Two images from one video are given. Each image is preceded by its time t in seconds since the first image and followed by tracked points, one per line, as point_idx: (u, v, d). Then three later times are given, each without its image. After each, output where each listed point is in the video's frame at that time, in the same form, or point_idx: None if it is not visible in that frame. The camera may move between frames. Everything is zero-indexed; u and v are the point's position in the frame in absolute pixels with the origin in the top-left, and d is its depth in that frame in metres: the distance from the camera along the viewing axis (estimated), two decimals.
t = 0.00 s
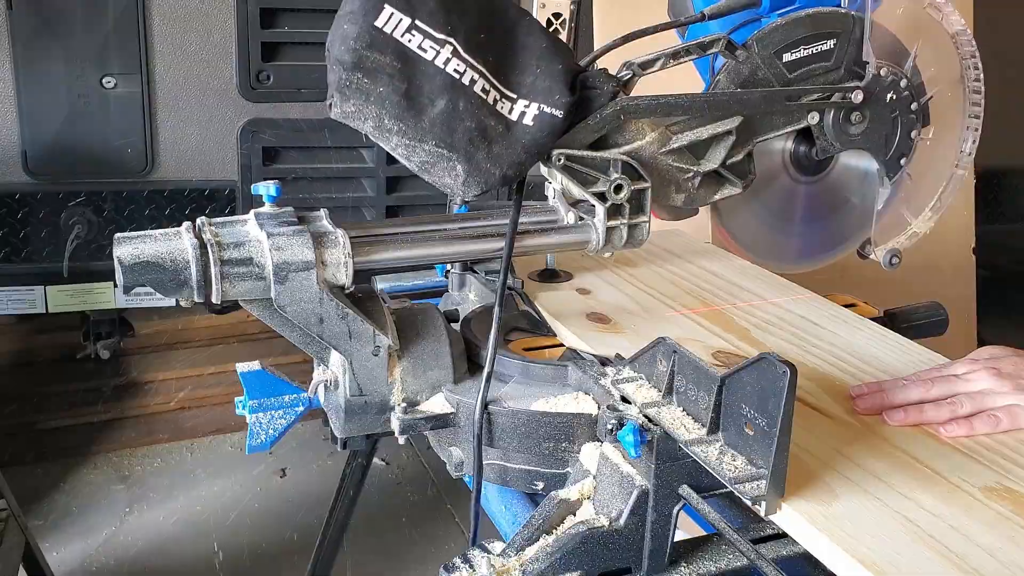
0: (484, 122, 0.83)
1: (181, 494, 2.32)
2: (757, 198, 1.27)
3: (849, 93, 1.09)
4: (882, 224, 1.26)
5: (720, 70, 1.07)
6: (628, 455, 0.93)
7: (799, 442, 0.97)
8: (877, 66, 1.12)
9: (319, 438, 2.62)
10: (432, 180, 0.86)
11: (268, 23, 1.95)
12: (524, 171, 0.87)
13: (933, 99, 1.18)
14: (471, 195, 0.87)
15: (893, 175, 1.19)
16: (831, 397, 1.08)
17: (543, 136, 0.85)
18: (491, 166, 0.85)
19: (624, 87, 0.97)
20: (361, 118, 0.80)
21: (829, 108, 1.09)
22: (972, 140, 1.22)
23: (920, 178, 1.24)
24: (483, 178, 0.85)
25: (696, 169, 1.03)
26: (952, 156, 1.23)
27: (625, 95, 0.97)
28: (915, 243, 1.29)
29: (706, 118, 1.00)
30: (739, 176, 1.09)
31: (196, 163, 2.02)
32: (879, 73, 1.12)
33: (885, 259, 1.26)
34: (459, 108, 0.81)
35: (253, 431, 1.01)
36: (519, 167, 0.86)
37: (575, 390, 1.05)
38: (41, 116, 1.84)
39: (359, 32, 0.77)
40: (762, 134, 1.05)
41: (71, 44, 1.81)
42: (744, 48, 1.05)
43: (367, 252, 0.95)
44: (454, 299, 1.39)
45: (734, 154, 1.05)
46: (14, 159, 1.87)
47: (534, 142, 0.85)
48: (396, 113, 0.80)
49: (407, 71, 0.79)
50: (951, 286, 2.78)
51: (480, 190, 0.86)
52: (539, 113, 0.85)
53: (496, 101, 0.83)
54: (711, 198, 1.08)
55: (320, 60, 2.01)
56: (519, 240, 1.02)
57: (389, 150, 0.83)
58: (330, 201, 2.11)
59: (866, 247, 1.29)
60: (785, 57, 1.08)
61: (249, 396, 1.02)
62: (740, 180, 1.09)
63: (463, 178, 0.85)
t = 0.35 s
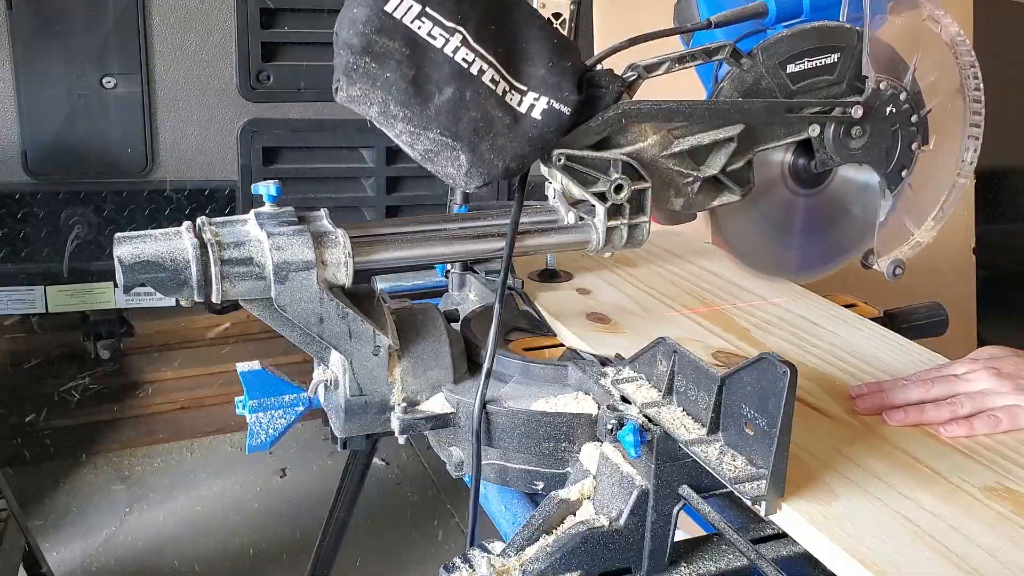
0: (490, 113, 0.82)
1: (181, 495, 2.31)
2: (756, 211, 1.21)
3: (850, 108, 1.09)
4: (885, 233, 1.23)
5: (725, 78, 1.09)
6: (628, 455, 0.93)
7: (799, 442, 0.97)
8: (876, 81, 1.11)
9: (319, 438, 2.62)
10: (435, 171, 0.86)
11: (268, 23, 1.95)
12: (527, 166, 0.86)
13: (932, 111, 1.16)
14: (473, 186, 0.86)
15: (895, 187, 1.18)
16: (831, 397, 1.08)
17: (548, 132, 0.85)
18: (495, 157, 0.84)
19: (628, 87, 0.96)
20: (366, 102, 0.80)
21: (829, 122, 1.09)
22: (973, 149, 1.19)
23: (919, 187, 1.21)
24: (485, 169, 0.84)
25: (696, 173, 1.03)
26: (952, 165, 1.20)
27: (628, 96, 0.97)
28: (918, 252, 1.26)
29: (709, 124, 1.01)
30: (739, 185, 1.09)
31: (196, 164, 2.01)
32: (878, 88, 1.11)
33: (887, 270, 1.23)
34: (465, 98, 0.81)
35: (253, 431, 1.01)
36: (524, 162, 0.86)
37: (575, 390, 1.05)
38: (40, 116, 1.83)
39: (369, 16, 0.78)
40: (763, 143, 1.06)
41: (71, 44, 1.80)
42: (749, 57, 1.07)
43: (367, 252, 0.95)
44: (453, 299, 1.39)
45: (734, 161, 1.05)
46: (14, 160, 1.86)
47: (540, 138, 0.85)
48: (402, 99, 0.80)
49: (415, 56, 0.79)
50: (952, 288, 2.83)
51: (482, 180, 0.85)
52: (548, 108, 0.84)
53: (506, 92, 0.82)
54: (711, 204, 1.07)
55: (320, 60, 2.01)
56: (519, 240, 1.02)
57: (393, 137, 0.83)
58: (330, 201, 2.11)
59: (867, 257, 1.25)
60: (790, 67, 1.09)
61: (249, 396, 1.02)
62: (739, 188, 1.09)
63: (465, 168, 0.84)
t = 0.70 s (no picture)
0: (496, 103, 0.82)
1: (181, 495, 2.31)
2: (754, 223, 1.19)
3: (849, 124, 1.09)
4: (887, 242, 1.22)
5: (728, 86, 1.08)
6: (628, 455, 0.93)
7: (800, 442, 0.97)
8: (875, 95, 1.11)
9: (319, 438, 2.62)
10: (439, 159, 0.87)
11: (268, 23, 1.93)
12: (532, 158, 0.87)
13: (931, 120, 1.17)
14: (476, 177, 0.86)
15: (895, 201, 1.18)
16: (832, 397, 1.08)
17: (554, 126, 0.85)
18: (499, 148, 0.84)
19: (633, 89, 0.96)
20: (374, 86, 0.81)
21: (829, 136, 1.09)
22: (973, 158, 1.19)
23: (920, 197, 1.21)
24: (489, 160, 0.84)
25: (697, 178, 1.03)
26: (953, 175, 1.20)
27: (631, 97, 0.96)
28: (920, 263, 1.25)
29: (709, 131, 1.01)
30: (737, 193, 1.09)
31: (196, 167, 2.00)
32: (877, 102, 1.11)
33: (891, 280, 1.22)
34: (473, 87, 0.81)
35: (253, 430, 1.01)
36: (528, 156, 0.85)
37: (575, 390, 1.05)
38: (40, 116, 1.83)
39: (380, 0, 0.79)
40: (764, 153, 1.06)
41: (72, 44, 1.80)
42: (754, 66, 1.07)
43: (367, 252, 0.95)
44: (453, 299, 1.39)
45: (733, 169, 1.05)
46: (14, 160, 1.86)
47: (545, 133, 0.85)
48: (409, 85, 0.80)
49: (424, 43, 0.80)
50: (951, 288, 2.87)
51: (485, 171, 0.85)
52: (556, 102, 0.84)
53: (515, 84, 0.82)
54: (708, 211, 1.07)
55: (320, 60, 1.99)
56: (520, 240, 1.02)
57: (399, 123, 0.84)
58: (330, 201, 2.11)
59: (871, 268, 1.25)
60: (794, 79, 1.09)
61: (249, 396, 1.02)
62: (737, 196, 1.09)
63: (469, 158, 0.84)
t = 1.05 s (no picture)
0: (499, 100, 0.82)
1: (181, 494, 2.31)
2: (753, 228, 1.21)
3: (849, 129, 1.09)
4: (887, 246, 1.21)
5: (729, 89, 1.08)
6: (628, 455, 0.93)
7: (800, 442, 0.97)
8: (874, 100, 1.11)
9: (319, 438, 2.61)
10: (442, 154, 0.87)
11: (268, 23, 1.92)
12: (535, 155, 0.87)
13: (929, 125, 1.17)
14: (478, 173, 0.86)
15: (896, 205, 1.18)
16: (832, 397, 1.08)
17: (557, 124, 0.85)
18: (501, 144, 0.84)
19: (636, 90, 0.96)
20: (377, 80, 0.81)
21: (829, 141, 1.09)
22: (973, 163, 1.19)
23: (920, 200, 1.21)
24: (491, 156, 0.85)
25: (697, 181, 1.03)
26: (953, 179, 1.20)
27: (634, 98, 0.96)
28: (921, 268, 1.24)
29: (710, 133, 1.01)
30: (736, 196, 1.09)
31: (198, 168, 1.99)
32: (876, 108, 1.11)
33: (891, 283, 1.21)
34: (476, 83, 0.81)
35: (253, 430, 1.02)
36: (531, 150, 0.86)
37: (575, 390, 1.05)
38: (41, 115, 1.82)
39: None
40: (764, 156, 1.07)
41: (72, 44, 1.79)
42: (754, 70, 1.06)
43: (368, 251, 0.95)
44: (453, 299, 1.40)
45: (733, 172, 1.06)
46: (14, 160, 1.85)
47: (547, 130, 0.85)
48: (413, 79, 0.80)
49: (428, 37, 0.79)
50: (951, 286, 2.86)
51: (486, 168, 0.85)
52: (560, 100, 0.84)
53: (520, 80, 0.82)
54: (707, 213, 1.07)
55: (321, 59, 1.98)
56: (519, 240, 1.02)
57: (402, 117, 0.84)
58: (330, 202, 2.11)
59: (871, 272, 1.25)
60: (795, 83, 1.08)
61: (249, 395, 1.02)
62: (736, 199, 1.09)
63: (471, 153, 0.85)
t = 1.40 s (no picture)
0: (504, 94, 0.82)
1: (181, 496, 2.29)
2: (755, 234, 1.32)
3: (848, 140, 1.10)
4: (889, 250, 1.23)
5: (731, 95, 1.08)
6: (628, 455, 0.93)
7: (800, 442, 0.97)
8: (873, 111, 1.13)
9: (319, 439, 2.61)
10: (444, 147, 0.86)
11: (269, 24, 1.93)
12: (537, 151, 0.87)
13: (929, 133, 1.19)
14: (481, 167, 0.86)
15: (895, 215, 1.19)
16: (832, 398, 1.08)
17: (561, 121, 0.85)
18: (505, 138, 0.84)
19: (638, 92, 0.96)
20: (383, 69, 0.81)
21: (829, 151, 1.09)
22: (973, 170, 1.21)
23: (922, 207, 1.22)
24: (495, 150, 0.84)
25: (697, 185, 1.02)
26: (954, 186, 1.21)
27: (636, 99, 0.96)
28: (921, 275, 1.25)
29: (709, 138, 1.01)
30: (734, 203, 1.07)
31: (198, 168, 1.96)
32: (875, 117, 1.13)
33: (892, 291, 1.23)
34: (483, 76, 0.81)
35: (254, 429, 1.02)
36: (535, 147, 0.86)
37: (575, 390, 1.05)
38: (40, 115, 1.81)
39: None
40: (764, 163, 1.06)
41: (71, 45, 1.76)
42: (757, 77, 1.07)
43: (368, 251, 0.95)
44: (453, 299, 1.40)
45: (733, 178, 1.05)
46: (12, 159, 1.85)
47: (552, 127, 0.85)
48: (419, 70, 0.80)
49: (435, 27, 0.79)
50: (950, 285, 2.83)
51: (490, 161, 0.85)
52: (565, 97, 0.84)
53: (526, 74, 0.82)
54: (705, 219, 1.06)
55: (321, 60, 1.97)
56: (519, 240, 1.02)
57: (406, 107, 0.84)
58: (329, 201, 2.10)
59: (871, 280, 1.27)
60: (796, 91, 1.13)
61: (249, 395, 1.03)
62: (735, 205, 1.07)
63: (475, 146, 0.84)
